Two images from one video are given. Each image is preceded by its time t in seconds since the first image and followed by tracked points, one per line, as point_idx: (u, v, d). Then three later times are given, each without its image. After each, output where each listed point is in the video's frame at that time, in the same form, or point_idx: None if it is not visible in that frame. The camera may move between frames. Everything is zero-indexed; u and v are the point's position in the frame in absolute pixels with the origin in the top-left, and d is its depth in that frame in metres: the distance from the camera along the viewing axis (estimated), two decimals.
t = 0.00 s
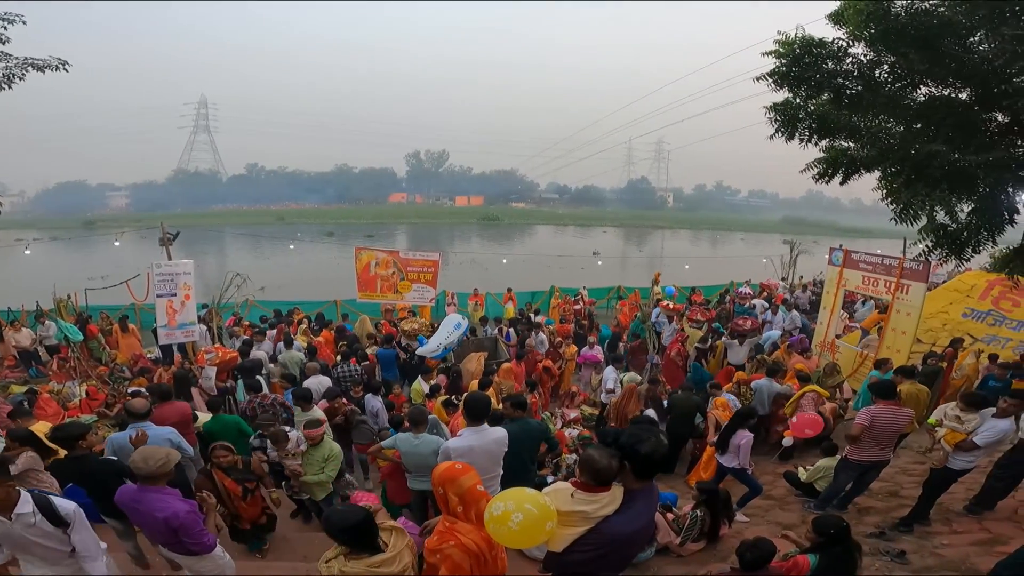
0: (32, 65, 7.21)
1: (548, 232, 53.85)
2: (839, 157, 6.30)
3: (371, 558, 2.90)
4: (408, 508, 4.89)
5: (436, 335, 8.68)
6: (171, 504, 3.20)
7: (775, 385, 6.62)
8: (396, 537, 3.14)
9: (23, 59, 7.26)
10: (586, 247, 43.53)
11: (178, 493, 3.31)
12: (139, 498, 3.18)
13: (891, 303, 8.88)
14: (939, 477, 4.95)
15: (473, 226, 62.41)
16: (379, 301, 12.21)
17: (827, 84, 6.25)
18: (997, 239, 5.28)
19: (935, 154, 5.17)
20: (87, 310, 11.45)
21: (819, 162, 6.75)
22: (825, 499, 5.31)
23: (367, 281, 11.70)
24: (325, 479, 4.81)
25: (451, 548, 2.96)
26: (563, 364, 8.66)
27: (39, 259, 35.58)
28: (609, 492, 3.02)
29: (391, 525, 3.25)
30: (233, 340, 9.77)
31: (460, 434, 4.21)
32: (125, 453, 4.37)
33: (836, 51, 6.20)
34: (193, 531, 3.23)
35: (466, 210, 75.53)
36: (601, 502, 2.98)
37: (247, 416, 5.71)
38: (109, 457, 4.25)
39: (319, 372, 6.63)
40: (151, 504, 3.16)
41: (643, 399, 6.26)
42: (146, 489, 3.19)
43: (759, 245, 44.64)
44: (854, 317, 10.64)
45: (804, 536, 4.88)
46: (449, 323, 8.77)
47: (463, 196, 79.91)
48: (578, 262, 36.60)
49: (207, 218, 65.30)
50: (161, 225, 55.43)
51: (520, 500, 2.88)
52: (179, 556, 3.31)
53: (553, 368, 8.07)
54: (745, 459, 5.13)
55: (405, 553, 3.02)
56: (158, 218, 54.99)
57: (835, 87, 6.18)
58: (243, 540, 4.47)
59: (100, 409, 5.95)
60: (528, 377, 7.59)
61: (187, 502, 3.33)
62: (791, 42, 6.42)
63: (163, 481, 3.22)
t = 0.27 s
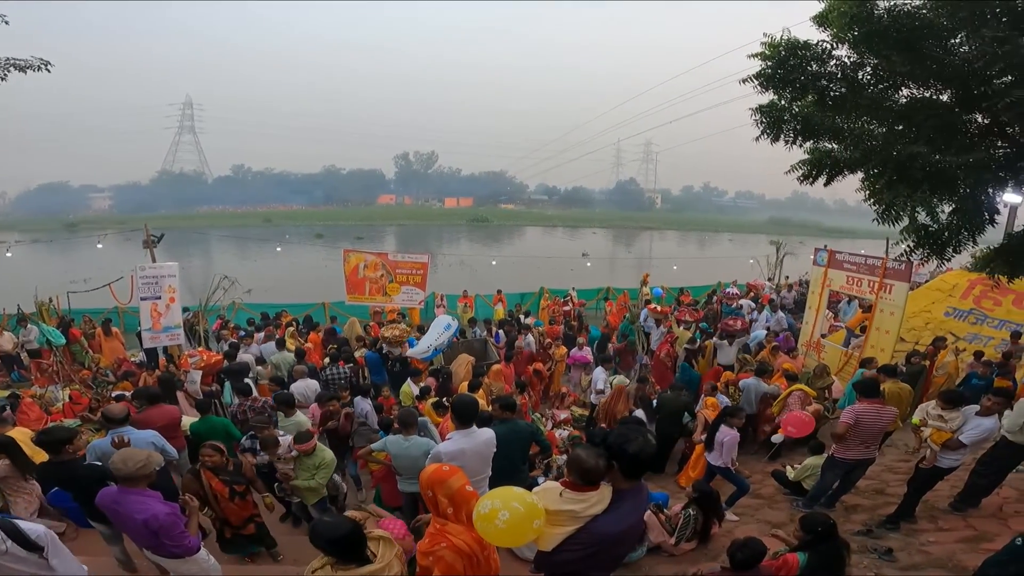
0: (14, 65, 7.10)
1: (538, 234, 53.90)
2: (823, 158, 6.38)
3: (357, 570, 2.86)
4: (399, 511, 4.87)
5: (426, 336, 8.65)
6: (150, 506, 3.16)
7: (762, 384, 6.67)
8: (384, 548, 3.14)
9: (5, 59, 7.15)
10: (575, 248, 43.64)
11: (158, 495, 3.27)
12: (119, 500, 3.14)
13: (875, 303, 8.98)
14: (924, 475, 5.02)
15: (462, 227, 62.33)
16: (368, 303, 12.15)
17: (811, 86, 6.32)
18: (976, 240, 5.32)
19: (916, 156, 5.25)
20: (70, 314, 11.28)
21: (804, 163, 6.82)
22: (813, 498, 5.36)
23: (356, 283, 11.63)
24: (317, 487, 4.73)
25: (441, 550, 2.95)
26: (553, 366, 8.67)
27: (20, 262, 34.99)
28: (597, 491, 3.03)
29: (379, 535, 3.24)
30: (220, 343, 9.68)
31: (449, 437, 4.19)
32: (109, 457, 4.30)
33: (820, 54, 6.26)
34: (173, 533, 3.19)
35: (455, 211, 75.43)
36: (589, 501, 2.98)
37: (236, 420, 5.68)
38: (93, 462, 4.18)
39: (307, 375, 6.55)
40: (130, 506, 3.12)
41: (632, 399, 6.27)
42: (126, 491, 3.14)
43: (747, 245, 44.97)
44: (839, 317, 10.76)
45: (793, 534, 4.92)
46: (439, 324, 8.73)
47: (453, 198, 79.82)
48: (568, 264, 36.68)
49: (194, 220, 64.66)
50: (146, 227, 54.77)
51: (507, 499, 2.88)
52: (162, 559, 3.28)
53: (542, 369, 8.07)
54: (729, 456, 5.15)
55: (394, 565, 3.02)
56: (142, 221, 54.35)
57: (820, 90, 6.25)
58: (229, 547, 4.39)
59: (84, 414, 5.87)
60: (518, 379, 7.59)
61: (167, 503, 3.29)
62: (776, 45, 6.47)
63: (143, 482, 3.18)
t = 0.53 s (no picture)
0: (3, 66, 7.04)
1: (531, 234, 53.93)
2: (814, 159, 6.41)
3: (355, 573, 2.84)
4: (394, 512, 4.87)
5: (420, 337, 8.64)
6: (137, 506, 3.13)
7: (755, 383, 6.71)
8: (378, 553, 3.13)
9: None
10: (569, 249, 43.71)
11: (145, 496, 3.24)
12: (106, 500, 3.11)
13: (865, 302, 9.04)
14: (915, 472, 5.06)
15: (456, 228, 62.30)
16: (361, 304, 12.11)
17: (802, 87, 6.34)
18: (965, 240, 5.37)
19: (904, 156, 5.28)
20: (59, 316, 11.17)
21: (795, 164, 6.85)
22: (805, 496, 5.39)
23: (349, 285, 11.59)
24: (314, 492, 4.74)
25: (434, 550, 2.95)
26: (547, 366, 8.68)
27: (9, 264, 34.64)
28: (589, 490, 3.04)
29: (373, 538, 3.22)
30: (212, 345, 9.63)
31: (441, 438, 4.19)
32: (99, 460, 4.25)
33: (810, 55, 6.32)
34: (161, 534, 3.18)
35: (449, 212, 75.37)
36: (581, 500, 2.99)
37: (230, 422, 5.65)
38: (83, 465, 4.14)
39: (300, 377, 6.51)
40: (118, 506, 3.10)
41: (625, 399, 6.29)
42: (113, 492, 3.12)
43: (739, 246, 45.20)
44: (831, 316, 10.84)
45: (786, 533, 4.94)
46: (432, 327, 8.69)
47: (446, 199, 79.74)
48: (561, 265, 36.73)
49: (185, 221, 64.26)
50: (137, 228, 54.37)
51: (501, 498, 2.88)
52: (152, 559, 3.27)
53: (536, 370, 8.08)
54: (719, 454, 5.16)
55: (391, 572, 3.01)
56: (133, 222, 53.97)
57: (810, 90, 6.26)
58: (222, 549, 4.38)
59: (74, 417, 5.81)
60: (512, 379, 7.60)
61: (154, 504, 3.26)
62: (767, 46, 6.52)
63: (131, 483, 3.16)
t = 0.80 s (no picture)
0: (6, 67, 7.07)
1: (534, 234, 53.93)
2: (817, 159, 6.37)
3: (355, 570, 2.84)
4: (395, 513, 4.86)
5: (423, 337, 8.65)
6: (136, 504, 3.14)
7: (758, 384, 6.69)
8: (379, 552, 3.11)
9: None
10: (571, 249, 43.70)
11: (145, 494, 3.25)
12: (106, 499, 3.12)
13: (869, 303, 9.02)
14: (918, 473, 5.04)
15: (458, 229, 62.35)
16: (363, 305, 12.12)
17: (803, 87, 6.32)
18: (968, 239, 5.36)
19: (908, 156, 5.27)
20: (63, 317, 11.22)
21: (797, 164, 6.83)
22: (808, 496, 5.38)
23: (352, 285, 11.60)
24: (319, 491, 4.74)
25: (435, 549, 2.95)
26: (549, 367, 8.67)
27: (13, 265, 34.79)
28: (590, 489, 3.04)
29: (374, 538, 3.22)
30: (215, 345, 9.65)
31: (441, 437, 4.19)
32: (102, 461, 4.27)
33: (812, 55, 6.31)
34: (160, 531, 3.18)
35: (451, 212, 75.43)
36: (582, 499, 2.99)
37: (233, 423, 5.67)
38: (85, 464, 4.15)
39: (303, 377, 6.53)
40: (118, 504, 3.10)
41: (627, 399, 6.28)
42: (113, 490, 3.13)
43: (742, 245, 45.14)
44: (834, 316, 10.81)
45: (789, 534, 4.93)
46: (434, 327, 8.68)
47: (449, 199, 79.80)
48: (564, 265, 36.72)
49: (188, 222, 64.43)
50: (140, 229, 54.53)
51: (504, 499, 2.88)
52: (151, 557, 3.27)
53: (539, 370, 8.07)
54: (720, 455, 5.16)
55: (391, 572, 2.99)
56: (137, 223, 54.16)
57: (812, 90, 6.24)
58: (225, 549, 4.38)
59: (78, 417, 5.83)
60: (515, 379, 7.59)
61: (154, 502, 3.27)
62: (769, 46, 6.52)
63: (130, 481, 3.17)
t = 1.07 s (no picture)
0: (24, 71, 7.20)
1: (543, 234, 53.92)
2: (828, 158, 6.25)
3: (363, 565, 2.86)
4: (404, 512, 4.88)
5: (432, 337, 8.67)
6: (147, 501, 3.18)
7: (769, 384, 6.64)
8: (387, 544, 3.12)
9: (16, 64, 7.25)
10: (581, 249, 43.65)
11: (156, 491, 3.30)
12: (117, 496, 3.17)
13: (882, 303, 8.92)
14: (931, 474, 4.98)
15: (468, 229, 62.48)
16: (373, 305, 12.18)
17: (814, 85, 6.26)
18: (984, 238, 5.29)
19: (922, 155, 5.21)
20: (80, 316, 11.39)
21: (809, 162, 6.75)
22: (820, 498, 5.33)
23: (362, 285, 11.67)
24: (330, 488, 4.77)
25: (443, 549, 2.96)
26: (558, 367, 8.66)
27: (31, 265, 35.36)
28: (598, 489, 3.02)
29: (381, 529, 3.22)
30: (228, 345, 9.75)
31: (448, 437, 4.21)
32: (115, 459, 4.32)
33: (823, 52, 6.26)
34: (170, 528, 3.22)
35: (461, 212, 75.64)
36: (590, 500, 2.98)
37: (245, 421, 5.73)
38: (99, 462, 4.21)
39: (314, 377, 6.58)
40: (129, 501, 3.15)
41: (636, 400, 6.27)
42: (124, 487, 3.18)
43: (753, 245, 44.83)
44: (846, 316, 10.70)
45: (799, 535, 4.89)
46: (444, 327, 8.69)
47: (458, 200, 79.98)
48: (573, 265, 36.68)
49: (201, 223, 65.15)
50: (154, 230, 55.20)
51: (508, 501, 2.89)
52: (162, 554, 3.31)
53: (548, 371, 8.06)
54: (729, 455, 5.12)
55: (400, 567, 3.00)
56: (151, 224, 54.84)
57: (823, 88, 6.19)
58: (236, 549, 4.40)
59: (93, 416, 5.91)
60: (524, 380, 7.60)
61: (164, 499, 3.31)
62: (779, 44, 6.45)
63: (142, 478, 3.21)
